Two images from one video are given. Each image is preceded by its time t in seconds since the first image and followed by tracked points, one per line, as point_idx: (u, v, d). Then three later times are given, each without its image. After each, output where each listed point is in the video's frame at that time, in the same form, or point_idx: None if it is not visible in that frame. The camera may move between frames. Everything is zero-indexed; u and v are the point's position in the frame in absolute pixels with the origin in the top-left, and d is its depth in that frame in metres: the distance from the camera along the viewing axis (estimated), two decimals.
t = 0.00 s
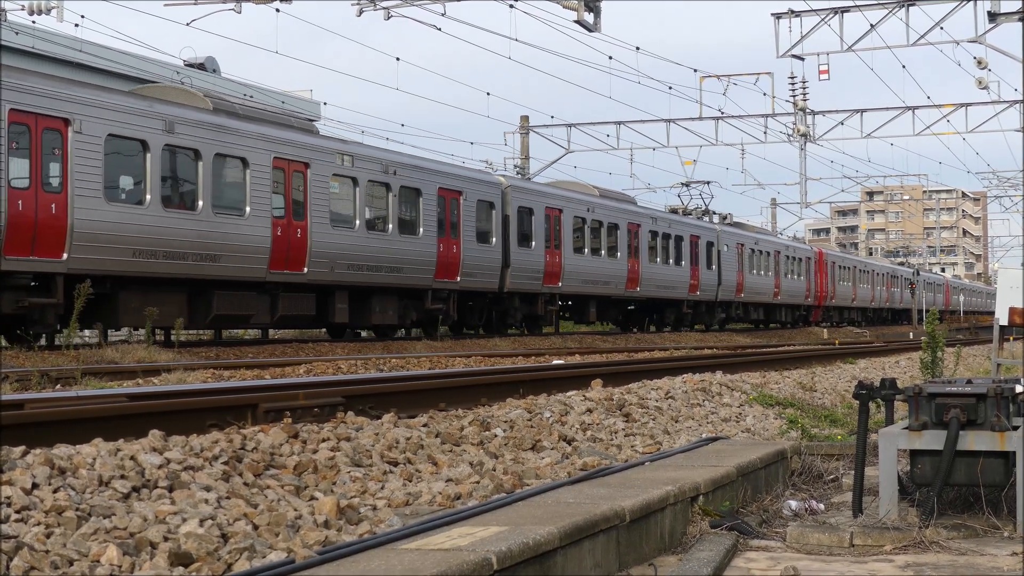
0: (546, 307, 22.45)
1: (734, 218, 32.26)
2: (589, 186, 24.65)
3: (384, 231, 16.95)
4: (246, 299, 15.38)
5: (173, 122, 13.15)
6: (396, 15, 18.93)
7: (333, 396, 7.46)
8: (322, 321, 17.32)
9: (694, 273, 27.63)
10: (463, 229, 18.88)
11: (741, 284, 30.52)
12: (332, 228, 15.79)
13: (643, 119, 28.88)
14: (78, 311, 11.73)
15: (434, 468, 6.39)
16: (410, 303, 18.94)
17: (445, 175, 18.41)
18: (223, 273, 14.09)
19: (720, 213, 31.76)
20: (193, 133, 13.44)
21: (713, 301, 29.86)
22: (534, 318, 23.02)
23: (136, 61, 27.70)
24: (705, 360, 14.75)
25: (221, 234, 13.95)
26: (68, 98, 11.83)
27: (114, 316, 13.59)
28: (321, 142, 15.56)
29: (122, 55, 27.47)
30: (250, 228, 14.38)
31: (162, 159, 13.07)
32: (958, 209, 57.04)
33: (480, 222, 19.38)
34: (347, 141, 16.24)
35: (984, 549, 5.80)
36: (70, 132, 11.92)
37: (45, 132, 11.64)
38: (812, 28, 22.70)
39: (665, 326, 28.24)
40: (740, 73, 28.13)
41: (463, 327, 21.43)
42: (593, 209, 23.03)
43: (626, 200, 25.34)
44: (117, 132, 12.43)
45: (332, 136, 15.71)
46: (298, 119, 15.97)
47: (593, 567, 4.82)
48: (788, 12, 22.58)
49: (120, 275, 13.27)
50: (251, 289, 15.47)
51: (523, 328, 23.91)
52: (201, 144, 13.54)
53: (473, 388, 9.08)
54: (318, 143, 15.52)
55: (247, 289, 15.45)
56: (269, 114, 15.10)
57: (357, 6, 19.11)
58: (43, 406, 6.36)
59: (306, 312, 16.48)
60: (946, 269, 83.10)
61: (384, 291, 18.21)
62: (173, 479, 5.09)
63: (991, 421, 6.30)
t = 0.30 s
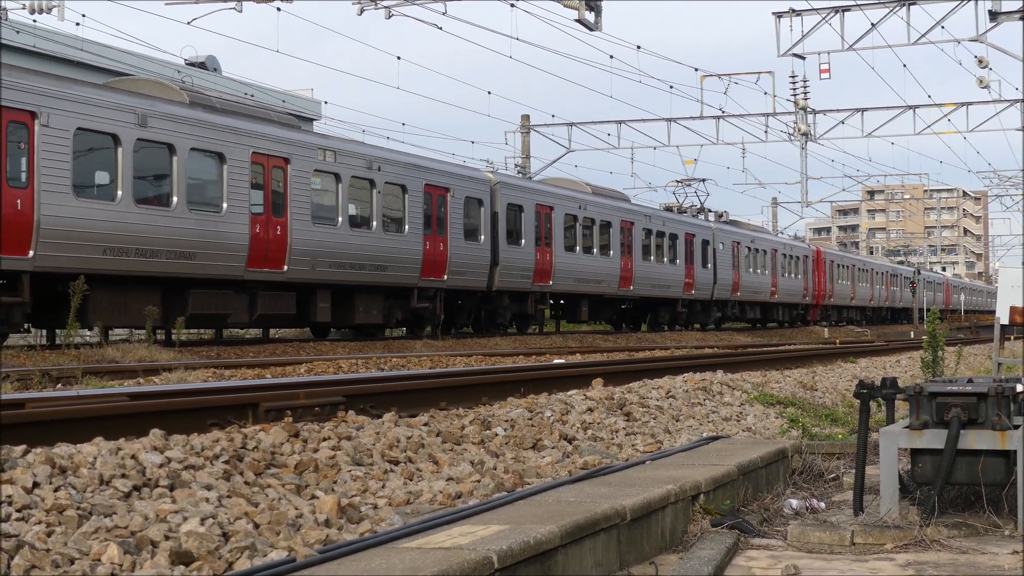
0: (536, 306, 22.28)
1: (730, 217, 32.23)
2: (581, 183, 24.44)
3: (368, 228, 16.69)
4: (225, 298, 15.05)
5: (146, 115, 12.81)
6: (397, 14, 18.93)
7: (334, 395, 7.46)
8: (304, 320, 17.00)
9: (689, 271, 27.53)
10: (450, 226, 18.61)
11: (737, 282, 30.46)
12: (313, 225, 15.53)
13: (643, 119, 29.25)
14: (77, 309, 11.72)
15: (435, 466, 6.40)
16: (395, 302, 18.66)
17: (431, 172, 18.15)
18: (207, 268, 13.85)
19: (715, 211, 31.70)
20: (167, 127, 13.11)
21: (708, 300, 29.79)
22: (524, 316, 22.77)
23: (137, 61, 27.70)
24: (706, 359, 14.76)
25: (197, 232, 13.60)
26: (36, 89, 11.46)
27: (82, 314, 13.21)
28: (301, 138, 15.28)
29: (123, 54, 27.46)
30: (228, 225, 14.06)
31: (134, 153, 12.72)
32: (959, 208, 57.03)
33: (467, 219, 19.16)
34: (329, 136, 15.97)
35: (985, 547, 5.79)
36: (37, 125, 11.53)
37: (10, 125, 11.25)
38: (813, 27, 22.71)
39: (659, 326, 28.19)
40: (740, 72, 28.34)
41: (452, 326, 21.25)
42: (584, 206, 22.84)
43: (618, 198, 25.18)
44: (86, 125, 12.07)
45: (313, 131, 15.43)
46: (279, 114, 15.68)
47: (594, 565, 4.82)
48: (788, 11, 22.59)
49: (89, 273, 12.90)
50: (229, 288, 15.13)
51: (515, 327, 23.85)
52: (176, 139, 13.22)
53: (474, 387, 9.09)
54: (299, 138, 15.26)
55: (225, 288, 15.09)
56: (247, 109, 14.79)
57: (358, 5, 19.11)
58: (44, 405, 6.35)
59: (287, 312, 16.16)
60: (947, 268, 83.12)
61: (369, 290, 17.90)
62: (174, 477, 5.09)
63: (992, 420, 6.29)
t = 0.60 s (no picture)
0: (525, 306, 21.88)
1: (726, 215, 32.16)
2: (572, 180, 24.17)
3: (350, 226, 16.36)
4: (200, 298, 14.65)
5: (116, 109, 12.44)
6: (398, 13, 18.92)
7: (335, 395, 7.46)
8: (284, 320, 16.60)
9: (683, 270, 27.35)
10: (435, 224, 18.29)
11: (733, 281, 30.37)
12: (292, 222, 15.19)
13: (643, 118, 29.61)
14: (77, 310, 11.74)
15: (436, 466, 6.40)
16: (379, 301, 18.29)
17: (415, 168, 17.82)
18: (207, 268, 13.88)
19: (710, 209, 31.57)
20: (139, 122, 12.74)
21: (703, 299, 29.70)
22: (512, 316, 22.34)
23: (138, 60, 27.70)
24: (706, 358, 14.77)
25: (169, 228, 13.25)
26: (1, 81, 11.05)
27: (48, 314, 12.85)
28: (279, 132, 14.93)
29: (124, 54, 27.48)
30: (203, 222, 13.71)
31: (103, 148, 12.35)
32: (960, 207, 57.00)
33: (453, 216, 18.85)
34: (309, 132, 15.64)
35: (987, 547, 5.79)
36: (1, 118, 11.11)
37: None
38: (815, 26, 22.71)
39: (654, 325, 28.09)
40: (741, 72, 29.12)
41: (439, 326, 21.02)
42: (575, 204, 22.57)
43: (610, 195, 24.91)
44: (54, 119, 11.69)
45: (291, 125, 15.09)
46: (257, 109, 15.34)
47: (595, 565, 4.82)
48: (789, 10, 22.60)
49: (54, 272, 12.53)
50: (204, 286, 14.73)
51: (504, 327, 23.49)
52: (148, 133, 12.86)
53: (476, 387, 9.10)
54: (277, 133, 14.91)
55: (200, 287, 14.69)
56: (223, 103, 14.44)
57: (359, 4, 19.10)
58: (45, 405, 6.35)
59: (266, 311, 15.77)
60: (948, 267, 83.15)
61: (350, 288, 17.50)
62: (175, 477, 5.09)
63: (993, 420, 6.27)
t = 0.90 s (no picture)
0: (514, 305, 21.26)
1: (721, 212, 32.03)
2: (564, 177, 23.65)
3: (330, 224, 15.75)
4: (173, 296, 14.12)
5: (81, 101, 11.83)
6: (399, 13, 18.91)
7: (336, 394, 7.47)
8: (261, 320, 15.99)
9: (677, 268, 26.95)
10: (421, 221, 17.69)
11: (728, 280, 30.16)
12: (269, 220, 14.57)
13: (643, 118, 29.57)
14: (78, 308, 11.78)
15: (437, 465, 6.40)
16: (361, 300, 17.70)
17: (399, 164, 17.21)
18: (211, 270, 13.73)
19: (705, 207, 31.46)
20: (105, 115, 12.13)
21: (698, 299, 29.51)
22: (501, 316, 21.80)
23: (138, 60, 27.71)
24: (707, 358, 14.77)
25: (139, 226, 12.62)
26: None
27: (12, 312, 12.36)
28: (255, 127, 14.32)
29: (124, 54, 27.48)
30: (176, 219, 13.12)
31: (68, 142, 11.73)
32: (960, 206, 56.97)
33: (439, 214, 18.25)
34: (288, 126, 15.02)
35: (988, 546, 5.79)
36: None
37: None
38: (815, 25, 22.69)
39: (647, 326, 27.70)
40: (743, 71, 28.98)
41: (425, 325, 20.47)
42: (566, 202, 22.04)
43: (602, 193, 24.41)
44: (15, 111, 11.10)
45: (269, 120, 14.49)
46: (233, 102, 14.71)
47: (596, 565, 4.82)
48: (790, 10, 22.58)
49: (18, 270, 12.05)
50: (177, 285, 14.18)
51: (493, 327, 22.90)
52: (115, 127, 12.27)
53: (477, 386, 9.11)
54: (254, 127, 14.30)
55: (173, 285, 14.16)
56: (197, 96, 13.84)
57: (360, 4, 19.09)
58: (46, 405, 6.35)
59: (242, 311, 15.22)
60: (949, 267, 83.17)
61: (333, 288, 16.92)
62: (176, 477, 5.10)
63: (994, 419, 6.26)
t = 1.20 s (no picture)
0: (501, 305, 20.91)
1: (715, 211, 31.91)
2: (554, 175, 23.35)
3: (308, 221, 15.34)
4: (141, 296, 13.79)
5: (42, 94, 11.46)
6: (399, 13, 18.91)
7: (337, 394, 7.47)
8: (235, 321, 15.62)
9: (671, 268, 26.74)
10: (404, 219, 17.28)
11: (722, 279, 29.96)
12: (243, 217, 14.16)
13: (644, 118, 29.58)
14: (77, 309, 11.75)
15: (438, 466, 6.40)
16: (341, 300, 17.31)
17: (382, 160, 16.81)
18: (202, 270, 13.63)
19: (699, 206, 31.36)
20: (69, 108, 11.77)
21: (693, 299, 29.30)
22: (488, 316, 21.43)
23: (137, 60, 27.69)
24: (708, 358, 14.77)
25: (103, 223, 12.27)
26: None
27: None
28: (230, 121, 13.92)
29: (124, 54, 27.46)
30: (143, 216, 12.74)
31: (27, 136, 11.38)
32: (960, 206, 56.99)
33: (423, 212, 17.86)
34: (264, 121, 14.62)
35: (988, 546, 5.79)
36: None
37: None
38: (815, 25, 22.70)
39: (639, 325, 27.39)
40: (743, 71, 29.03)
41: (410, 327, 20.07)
42: (555, 199, 21.74)
43: (593, 191, 24.10)
44: None
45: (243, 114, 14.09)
46: (207, 96, 14.33)
47: (596, 565, 4.82)
48: (790, 9, 22.58)
49: None
50: (146, 283, 13.84)
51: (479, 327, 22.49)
52: (79, 121, 11.91)
53: (477, 386, 9.11)
54: (227, 122, 13.91)
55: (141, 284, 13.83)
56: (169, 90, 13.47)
57: (361, 4, 19.08)
58: (45, 406, 6.35)
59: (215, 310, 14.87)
60: (949, 266, 83.15)
61: (311, 286, 16.57)
62: (176, 477, 5.10)
63: (995, 419, 6.26)
